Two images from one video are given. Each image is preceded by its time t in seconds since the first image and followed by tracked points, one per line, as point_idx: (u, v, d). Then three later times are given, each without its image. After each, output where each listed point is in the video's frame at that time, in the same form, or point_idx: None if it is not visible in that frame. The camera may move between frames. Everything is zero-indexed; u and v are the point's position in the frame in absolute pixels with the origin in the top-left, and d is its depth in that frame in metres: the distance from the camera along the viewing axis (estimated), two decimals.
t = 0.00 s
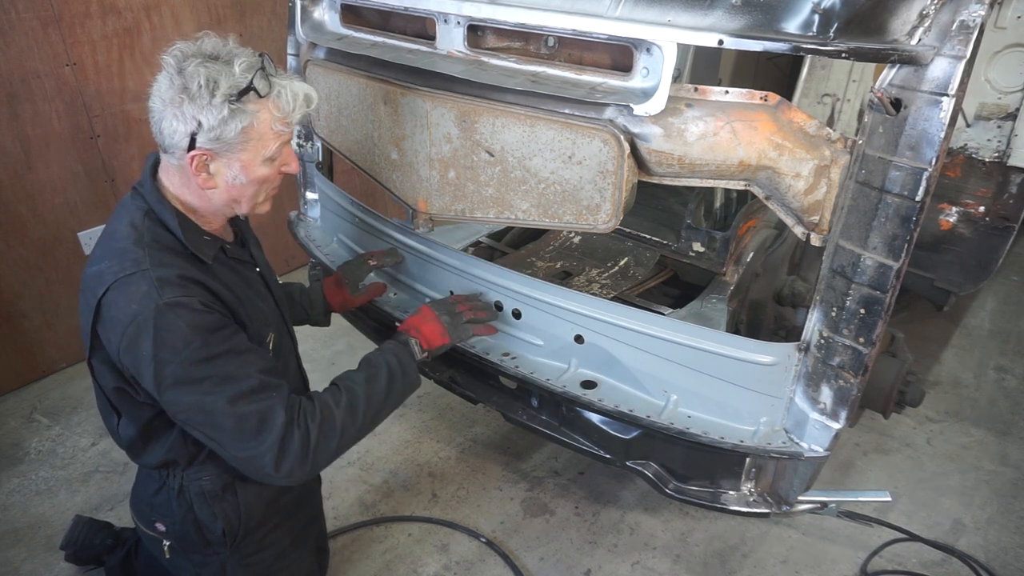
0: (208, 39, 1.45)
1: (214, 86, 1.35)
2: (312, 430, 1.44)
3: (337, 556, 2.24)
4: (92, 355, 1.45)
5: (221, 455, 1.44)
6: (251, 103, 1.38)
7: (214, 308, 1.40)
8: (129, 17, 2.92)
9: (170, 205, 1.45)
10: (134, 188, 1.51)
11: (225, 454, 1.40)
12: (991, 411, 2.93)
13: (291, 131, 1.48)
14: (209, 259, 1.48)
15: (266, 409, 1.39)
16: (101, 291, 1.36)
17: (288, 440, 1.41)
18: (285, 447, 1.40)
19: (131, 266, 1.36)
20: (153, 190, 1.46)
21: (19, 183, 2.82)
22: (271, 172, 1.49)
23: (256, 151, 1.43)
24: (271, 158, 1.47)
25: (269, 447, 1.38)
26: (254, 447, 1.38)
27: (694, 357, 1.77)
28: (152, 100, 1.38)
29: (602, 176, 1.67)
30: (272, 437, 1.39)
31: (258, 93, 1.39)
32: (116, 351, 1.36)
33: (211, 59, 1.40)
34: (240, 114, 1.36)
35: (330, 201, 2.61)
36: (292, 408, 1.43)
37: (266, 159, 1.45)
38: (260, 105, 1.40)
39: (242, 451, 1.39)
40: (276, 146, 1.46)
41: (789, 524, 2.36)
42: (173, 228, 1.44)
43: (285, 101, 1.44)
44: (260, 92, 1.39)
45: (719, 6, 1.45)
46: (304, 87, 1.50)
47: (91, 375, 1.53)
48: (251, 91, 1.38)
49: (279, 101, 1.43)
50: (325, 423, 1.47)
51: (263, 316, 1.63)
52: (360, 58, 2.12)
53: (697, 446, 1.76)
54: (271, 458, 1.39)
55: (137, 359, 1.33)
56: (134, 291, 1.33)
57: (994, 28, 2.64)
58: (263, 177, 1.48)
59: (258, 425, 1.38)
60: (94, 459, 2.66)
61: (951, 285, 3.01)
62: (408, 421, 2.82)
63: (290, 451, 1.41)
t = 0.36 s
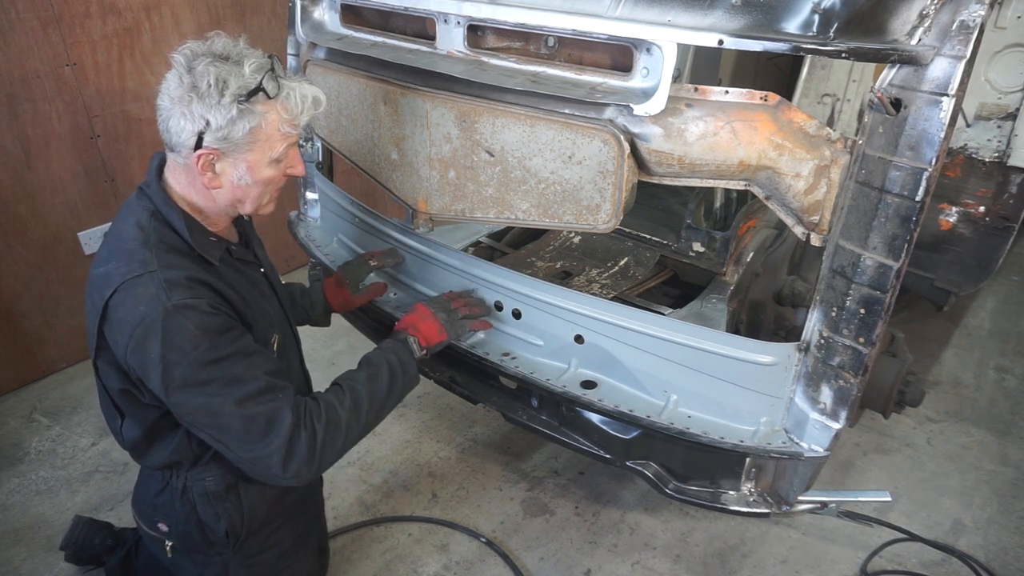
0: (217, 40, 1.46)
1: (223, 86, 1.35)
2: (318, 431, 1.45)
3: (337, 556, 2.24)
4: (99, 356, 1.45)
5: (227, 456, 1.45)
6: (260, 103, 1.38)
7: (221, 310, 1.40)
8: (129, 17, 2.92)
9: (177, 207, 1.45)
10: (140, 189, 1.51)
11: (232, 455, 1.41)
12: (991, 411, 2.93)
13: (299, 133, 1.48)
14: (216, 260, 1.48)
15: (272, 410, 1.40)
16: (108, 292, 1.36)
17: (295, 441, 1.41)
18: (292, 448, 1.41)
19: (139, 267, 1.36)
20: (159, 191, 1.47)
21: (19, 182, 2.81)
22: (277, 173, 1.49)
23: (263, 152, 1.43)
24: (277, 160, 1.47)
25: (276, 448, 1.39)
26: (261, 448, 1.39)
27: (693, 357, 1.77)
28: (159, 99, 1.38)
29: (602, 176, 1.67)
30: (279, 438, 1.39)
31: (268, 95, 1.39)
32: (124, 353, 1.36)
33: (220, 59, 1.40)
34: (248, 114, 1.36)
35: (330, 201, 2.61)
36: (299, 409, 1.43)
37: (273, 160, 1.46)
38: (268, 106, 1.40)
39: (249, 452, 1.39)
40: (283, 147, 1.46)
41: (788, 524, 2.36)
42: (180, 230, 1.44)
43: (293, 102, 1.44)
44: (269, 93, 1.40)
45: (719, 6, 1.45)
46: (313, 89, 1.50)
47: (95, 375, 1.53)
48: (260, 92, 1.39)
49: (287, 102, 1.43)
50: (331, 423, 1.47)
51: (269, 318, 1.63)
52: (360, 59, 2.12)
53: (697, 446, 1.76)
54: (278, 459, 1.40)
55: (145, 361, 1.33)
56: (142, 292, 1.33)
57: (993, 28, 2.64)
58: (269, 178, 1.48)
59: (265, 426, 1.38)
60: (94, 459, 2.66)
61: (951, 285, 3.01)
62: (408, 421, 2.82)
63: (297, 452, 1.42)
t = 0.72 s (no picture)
0: (223, 39, 1.47)
1: (209, 78, 1.35)
2: (315, 431, 1.45)
3: (337, 556, 2.24)
4: (99, 353, 1.44)
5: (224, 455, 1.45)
6: (242, 98, 1.35)
7: (222, 308, 1.40)
8: (129, 17, 2.92)
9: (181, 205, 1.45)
10: (143, 187, 1.51)
11: (229, 455, 1.41)
12: (991, 410, 2.93)
13: (287, 134, 1.42)
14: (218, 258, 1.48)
15: (270, 410, 1.40)
16: (110, 289, 1.36)
17: (292, 441, 1.41)
18: (289, 448, 1.41)
19: (141, 264, 1.35)
20: (163, 188, 1.47)
21: (19, 182, 2.81)
22: (262, 173, 1.44)
23: (245, 149, 1.38)
24: (263, 159, 1.42)
25: (273, 449, 1.40)
26: (259, 449, 1.39)
27: (694, 357, 1.77)
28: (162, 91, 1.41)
29: (602, 176, 1.68)
30: (277, 439, 1.40)
31: (251, 90, 1.35)
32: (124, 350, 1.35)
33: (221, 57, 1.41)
34: (228, 107, 1.33)
35: (330, 201, 2.61)
36: (296, 409, 1.44)
37: (256, 159, 1.40)
38: (253, 103, 1.36)
39: (247, 452, 1.40)
40: (269, 148, 1.41)
41: (789, 524, 2.36)
42: (184, 229, 1.44)
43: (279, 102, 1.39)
44: (253, 89, 1.36)
45: (719, 6, 1.46)
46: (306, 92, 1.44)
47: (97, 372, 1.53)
48: (244, 87, 1.36)
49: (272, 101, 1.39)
50: (326, 423, 1.48)
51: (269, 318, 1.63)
52: (360, 59, 2.12)
53: (697, 447, 1.76)
54: (275, 459, 1.40)
55: (145, 359, 1.32)
56: (144, 290, 1.33)
57: (993, 28, 2.64)
58: (254, 177, 1.43)
59: (263, 427, 1.39)
60: (94, 459, 2.66)
61: (951, 285, 3.01)
62: (408, 421, 2.82)
63: (294, 453, 1.42)
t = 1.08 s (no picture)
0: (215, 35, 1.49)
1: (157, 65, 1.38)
2: (302, 438, 1.44)
3: (337, 556, 2.24)
4: (95, 346, 1.44)
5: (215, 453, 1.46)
6: (170, 79, 1.35)
7: (217, 304, 1.40)
8: (129, 17, 2.92)
9: (180, 199, 1.47)
10: (143, 182, 1.52)
11: (217, 453, 1.42)
12: (991, 410, 2.93)
13: (219, 113, 1.37)
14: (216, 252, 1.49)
15: (259, 413, 1.40)
16: (107, 281, 1.36)
17: (278, 447, 1.41)
18: (275, 453, 1.41)
19: (138, 257, 1.35)
20: (163, 183, 1.48)
21: (19, 182, 2.81)
22: (208, 159, 1.41)
23: (183, 131, 1.38)
24: (204, 142, 1.39)
25: (260, 452, 1.39)
26: (247, 451, 1.39)
27: (693, 357, 1.77)
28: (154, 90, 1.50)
29: (602, 176, 1.68)
30: (263, 444, 1.39)
31: (178, 69, 1.35)
32: (118, 342, 1.35)
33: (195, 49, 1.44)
34: (158, 89, 1.35)
35: (330, 201, 2.61)
36: (285, 414, 1.43)
37: (195, 141, 1.39)
38: (178, 83, 1.35)
39: (235, 453, 1.40)
40: (206, 129, 1.38)
41: (789, 524, 2.36)
42: (184, 223, 1.45)
43: (200, 78, 1.34)
44: (181, 68, 1.35)
45: (719, 6, 1.46)
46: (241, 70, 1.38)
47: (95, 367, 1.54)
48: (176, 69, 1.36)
49: (196, 79, 1.35)
50: (315, 430, 1.46)
51: (268, 317, 1.63)
52: (360, 59, 2.12)
53: (697, 447, 1.76)
54: (261, 461, 1.40)
55: (139, 351, 1.33)
56: (140, 283, 1.33)
57: (993, 28, 2.64)
58: (201, 163, 1.41)
59: (251, 429, 1.39)
60: (94, 458, 2.66)
61: (950, 285, 3.01)
62: (408, 422, 2.82)
63: (279, 457, 1.41)
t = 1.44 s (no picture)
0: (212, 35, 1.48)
1: (201, 75, 1.34)
2: (302, 439, 1.44)
3: (337, 556, 2.24)
4: (92, 351, 1.44)
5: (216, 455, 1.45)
6: (236, 94, 1.35)
7: (215, 307, 1.40)
8: (129, 17, 2.92)
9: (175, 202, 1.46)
10: (138, 185, 1.51)
11: (218, 455, 1.42)
12: (991, 410, 2.93)
13: (281, 127, 1.43)
14: (212, 256, 1.49)
15: (259, 415, 1.40)
16: (103, 286, 1.36)
17: (279, 448, 1.41)
18: (276, 454, 1.41)
19: (134, 261, 1.36)
20: (158, 186, 1.47)
21: (19, 182, 2.81)
22: (259, 168, 1.45)
23: (241, 144, 1.39)
24: (259, 154, 1.42)
25: (261, 454, 1.39)
26: (247, 452, 1.40)
27: (693, 356, 1.77)
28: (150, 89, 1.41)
29: (602, 176, 1.68)
30: (264, 445, 1.39)
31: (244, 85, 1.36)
32: (116, 346, 1.35)
33: (206, 51, 1.41)
34: (223, 104, 1.34)
35: (330, 201, 2.61)
36: (285, 415, 1.43)
37: (253, 154, 1.41)
38: (246, 98, 1.37)
39: (235, 455, 1.40)
40: (264, 142, 1.42)
41: (789, 524, 2.36)
42: (178, 226, 1.45)
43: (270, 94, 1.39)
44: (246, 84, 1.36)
45: (719, 6, 1.46)
46: (295, 84, 1.45)
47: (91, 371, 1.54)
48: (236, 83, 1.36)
49: (266, 95, 1.39)
50: (316, 432, 1.46)
51: (265, 318, 1.63)
52: (360, 59, 2.12)
53: (697, 447, 1.76)
54: (262, 463, 1.40)
55: (137, 355, 1.32)
56: (136, 286, 1.33)
57: (993, 28, 2.64)
58: (252, 172, 1.44)
59: (251, 430, 1.39)
60: (94, 459, 2.66)
61: (951, 285, 3.01)
62: (408, 422, 2.82)
63: (280, 459, 1.41)
